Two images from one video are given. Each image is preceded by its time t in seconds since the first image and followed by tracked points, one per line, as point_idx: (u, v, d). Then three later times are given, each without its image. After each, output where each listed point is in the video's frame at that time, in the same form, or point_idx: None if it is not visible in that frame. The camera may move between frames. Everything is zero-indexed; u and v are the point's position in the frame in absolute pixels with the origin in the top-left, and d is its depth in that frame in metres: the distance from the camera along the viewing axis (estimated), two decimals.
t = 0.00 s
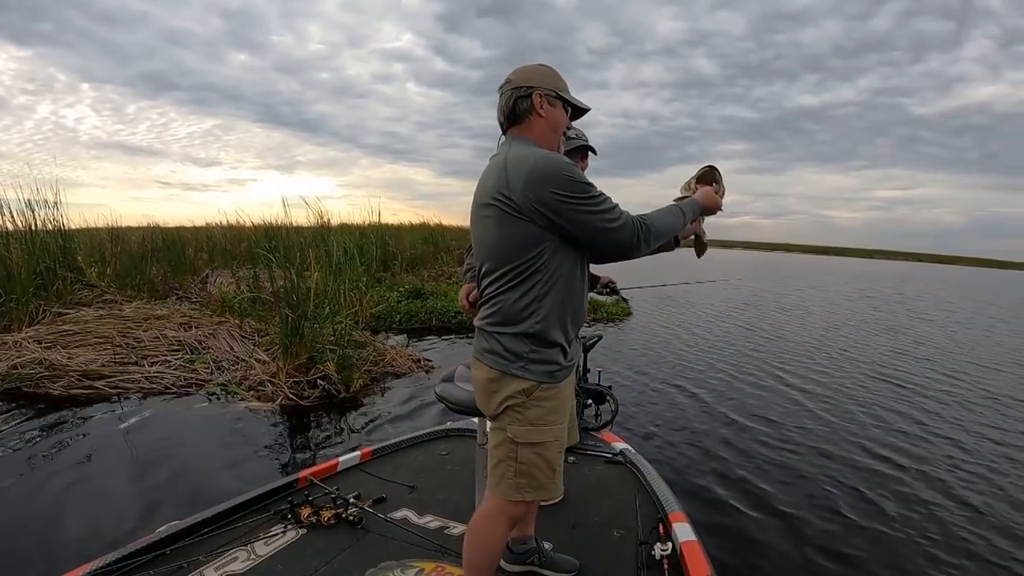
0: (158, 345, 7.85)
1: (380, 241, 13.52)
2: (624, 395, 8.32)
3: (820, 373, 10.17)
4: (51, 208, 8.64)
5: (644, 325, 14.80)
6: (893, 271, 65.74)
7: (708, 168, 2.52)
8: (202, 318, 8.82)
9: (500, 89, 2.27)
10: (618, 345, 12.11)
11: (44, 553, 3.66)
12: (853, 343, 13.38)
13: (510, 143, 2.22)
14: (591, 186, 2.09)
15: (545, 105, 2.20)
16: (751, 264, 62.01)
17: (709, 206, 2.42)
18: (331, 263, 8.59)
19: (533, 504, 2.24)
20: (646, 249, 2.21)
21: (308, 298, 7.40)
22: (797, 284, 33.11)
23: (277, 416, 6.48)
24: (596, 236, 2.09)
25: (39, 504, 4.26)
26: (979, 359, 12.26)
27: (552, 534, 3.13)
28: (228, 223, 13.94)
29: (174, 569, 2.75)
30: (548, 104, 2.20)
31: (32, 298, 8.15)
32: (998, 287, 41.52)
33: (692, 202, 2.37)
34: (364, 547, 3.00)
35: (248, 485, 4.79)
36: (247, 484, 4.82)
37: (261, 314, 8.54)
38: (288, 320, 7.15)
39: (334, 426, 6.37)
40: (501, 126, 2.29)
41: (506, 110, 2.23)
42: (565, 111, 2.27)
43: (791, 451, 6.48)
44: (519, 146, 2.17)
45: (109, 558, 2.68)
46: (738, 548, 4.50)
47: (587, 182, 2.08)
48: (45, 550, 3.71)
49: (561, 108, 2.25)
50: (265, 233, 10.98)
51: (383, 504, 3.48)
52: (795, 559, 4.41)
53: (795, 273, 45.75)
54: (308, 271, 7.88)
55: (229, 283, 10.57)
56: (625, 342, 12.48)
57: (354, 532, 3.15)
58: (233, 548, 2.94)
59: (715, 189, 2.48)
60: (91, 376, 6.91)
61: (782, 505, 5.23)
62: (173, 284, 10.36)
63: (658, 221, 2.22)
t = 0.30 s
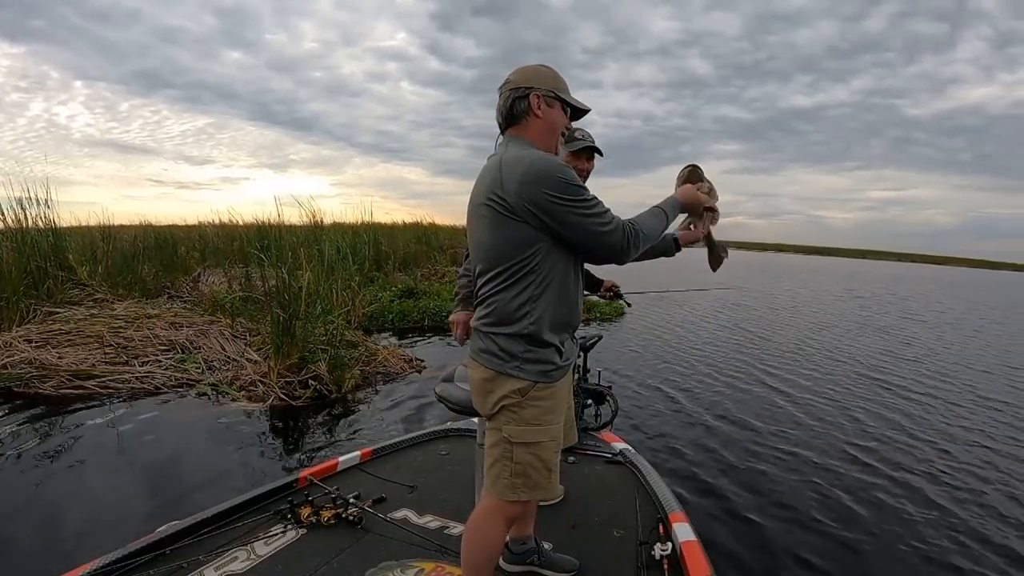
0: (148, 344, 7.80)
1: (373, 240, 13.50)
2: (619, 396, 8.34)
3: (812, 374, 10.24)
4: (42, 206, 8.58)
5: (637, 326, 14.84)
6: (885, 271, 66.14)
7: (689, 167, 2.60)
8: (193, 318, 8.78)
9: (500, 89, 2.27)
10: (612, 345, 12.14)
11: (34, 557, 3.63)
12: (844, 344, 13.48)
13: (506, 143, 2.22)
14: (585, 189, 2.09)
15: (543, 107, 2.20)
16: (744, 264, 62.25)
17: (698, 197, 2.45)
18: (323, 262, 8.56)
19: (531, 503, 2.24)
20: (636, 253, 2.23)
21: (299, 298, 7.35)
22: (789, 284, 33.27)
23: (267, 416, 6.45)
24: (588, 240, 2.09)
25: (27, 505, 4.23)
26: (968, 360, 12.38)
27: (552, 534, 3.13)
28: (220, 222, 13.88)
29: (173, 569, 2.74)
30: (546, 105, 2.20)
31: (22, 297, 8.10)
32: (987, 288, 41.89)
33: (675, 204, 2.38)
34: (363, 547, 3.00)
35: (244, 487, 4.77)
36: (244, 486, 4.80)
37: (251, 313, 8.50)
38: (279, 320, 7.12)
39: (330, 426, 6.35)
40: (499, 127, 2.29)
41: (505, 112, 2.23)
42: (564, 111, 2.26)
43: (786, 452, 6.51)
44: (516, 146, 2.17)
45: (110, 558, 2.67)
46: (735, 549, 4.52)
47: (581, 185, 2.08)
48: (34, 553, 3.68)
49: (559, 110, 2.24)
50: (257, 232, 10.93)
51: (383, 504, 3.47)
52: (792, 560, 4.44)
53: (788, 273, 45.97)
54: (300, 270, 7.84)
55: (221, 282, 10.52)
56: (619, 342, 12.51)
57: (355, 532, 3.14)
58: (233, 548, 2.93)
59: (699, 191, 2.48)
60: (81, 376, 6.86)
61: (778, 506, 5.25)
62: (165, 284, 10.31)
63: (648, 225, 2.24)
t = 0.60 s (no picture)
0: (140, 345, 7.76)
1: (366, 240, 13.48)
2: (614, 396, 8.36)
3: (807, 375, 10.29)
4: (34, 206, 8.52)
5: (632, 326, 14.87)
6: (878, 270, 66.50)
7: (664, 168, 2.66)
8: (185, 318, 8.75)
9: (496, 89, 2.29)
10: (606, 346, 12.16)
11: (24, 558, 3.60)
12: (838, 344, 13.55)
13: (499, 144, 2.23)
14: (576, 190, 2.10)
15: (535, 106, 2.19)
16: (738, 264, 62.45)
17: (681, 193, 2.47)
18: (316, 262, 8.54)
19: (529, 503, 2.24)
20: (623, 254, 2.23)
21: (292, 298, 7.32)
22: (782, 283, 33.40)
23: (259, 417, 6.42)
24: (577, 240, 2.09)
25: (11, 503, 4.19)
26: (961, 360, 12.47)
27: (552, 534, 3.14)
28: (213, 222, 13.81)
29: (174, 569, 2.73)
30: (538, 104, 2.19)
31: (13, 297, 8.04)
32: (977, 288, 42.08)
33: (651, 202, 2.39)
34: (364, 546, 2.99)
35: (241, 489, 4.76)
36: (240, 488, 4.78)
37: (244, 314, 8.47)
38: (271, 320, 7.09)
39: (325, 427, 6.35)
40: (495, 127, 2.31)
41: (500, 111, 2.24)
42: (559, 110, 2.25)
43: (782, 451, 6.54)
44: (508, 147, 2.19)
45: (109, 558, 2.66)
46: (732, 549, 4.53)
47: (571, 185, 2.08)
48: (28, 555, 3.65)
49: (553, 108, 2.23)
50: (250, 232, 10.89)
51: (383, 504, 3.47)
52: (789, 560, 4.46)
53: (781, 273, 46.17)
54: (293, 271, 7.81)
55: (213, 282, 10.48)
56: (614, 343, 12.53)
57: (355, 532, 3.13)
58: (233, 548, 2.92)
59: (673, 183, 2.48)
60: (73, 377, 6.82)
61: (775, 506, 5.27)
62: (158, 284, 10.25)
63: (633, 226, 2.25)
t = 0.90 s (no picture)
0: (129, 347, 7.72)
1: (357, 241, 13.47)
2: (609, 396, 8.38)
3: (800, 374, 10.35)
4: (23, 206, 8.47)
5: (625, 326, 14.90)
6: (870, 269, 66.93)
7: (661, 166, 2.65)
8: (175, 319, 8.70)
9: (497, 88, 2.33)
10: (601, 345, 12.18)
11: (11, 563, 3.57)
12: (830, 343, 13.63)
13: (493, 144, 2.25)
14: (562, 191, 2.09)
15: (524, 104, 2.20)
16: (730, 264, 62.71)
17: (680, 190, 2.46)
18: (307, 262, 8.50)
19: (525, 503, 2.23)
20: (611, 256, 2.19)
21: (282, 299, 7.28)
22: (773, 283, 33.56)
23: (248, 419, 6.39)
24: (558, 241, 2.07)
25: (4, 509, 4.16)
26: (951, 359, 12.58)
27: (552, 534, 3.14)
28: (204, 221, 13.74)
29: (174, 569, 2.71)
30: (527, 103, 2.19)
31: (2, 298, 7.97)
32: (967, 287, 42.42)
33: (646, 206, 2.37)
34: (364, 547, 2.98)
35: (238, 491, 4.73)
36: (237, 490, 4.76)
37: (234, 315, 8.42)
38: (261, 320, 7.05)
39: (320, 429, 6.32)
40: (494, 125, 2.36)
41: (497, 111, 2.28)
42: (551, 108, 2.21)
43: (777, 451, 6.58)
44: (496, 146, 2.22)
45: (109, 558, 2.64)
46: (729, 548, 4.55)
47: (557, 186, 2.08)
48: (22, 558, 3.63)
49: (542, 106, 2.20)
50: (240, 232, 10.85)
51: (383, 504, 3.46)
52: (783, 557, 4.51)
53: (773, 272, 46.43)
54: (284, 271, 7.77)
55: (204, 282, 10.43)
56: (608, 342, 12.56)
57: (355, 532, 3.12)
58: (233, 549, 2.90)
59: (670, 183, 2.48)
60: (61, 379, 6.75)
61: (771, 505, 5.30)
62: (148, 284, 10.19)
63: (623, 230, 2.23)
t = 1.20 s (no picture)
0: (119, 348, 7.67)
1: (348, 241, 13.44)
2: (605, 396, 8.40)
3: (792, 375, 10.41)
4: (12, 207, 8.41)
5: (618, 326, 14.94)
6: (861, 269, 67.33)
7: (643, 156, 2.47)
8: (165, 321, 8.65)
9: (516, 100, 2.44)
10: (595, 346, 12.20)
11: None
12: (822, 343, 13.73)
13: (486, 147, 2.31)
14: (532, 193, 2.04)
15: (512, 104, 2.25)
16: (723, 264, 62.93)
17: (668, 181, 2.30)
18: (298, 262, 8.47)
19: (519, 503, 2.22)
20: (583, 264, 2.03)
21: (273, 300, 7.24)
22: (764, 283, 33.71)
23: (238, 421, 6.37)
24: (520, 246, 2.01)
25: None
26: (942, 359, 12.68)
27: (552, 534, 3.14)
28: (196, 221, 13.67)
29: (173, 569, 2.70)
30: (513, 101, 2.24)
31: None
32: (957, 288, 42.75)
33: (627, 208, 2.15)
34: (364, 546, 2.97)
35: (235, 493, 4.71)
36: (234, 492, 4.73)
37: (224, 317, 8.37)
38: (251, 321, 7.01)
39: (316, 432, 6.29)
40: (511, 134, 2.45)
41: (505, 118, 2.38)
42: (530, 100, 2.18)
43: (772, 451, 6.62)
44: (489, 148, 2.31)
45: (109, 558, 2.63)
46: (726, 549, 4.57)
47: (528, 187, 2.04)
48: (16, 561, 3.59)
49: (523, 100, 2.20)
50: (232, 233, 10.81)
51: (383, 504, 3.45)
52: (779, 557, 4.54)
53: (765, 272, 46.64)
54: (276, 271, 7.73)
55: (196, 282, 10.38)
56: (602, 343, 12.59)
57: (355, 532, 3.11)
58: (233, 549, 2.89)
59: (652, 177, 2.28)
60: (51, 381, 6.69)
61: (767, 505, 5.32)
62: (139, 285, 10.13)
63: (597, 235, 2.04)
